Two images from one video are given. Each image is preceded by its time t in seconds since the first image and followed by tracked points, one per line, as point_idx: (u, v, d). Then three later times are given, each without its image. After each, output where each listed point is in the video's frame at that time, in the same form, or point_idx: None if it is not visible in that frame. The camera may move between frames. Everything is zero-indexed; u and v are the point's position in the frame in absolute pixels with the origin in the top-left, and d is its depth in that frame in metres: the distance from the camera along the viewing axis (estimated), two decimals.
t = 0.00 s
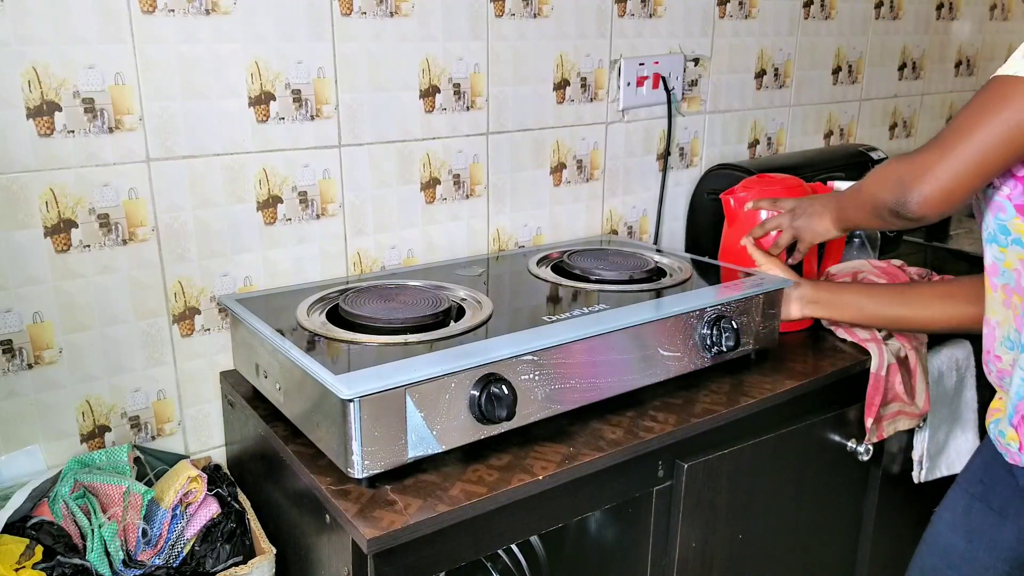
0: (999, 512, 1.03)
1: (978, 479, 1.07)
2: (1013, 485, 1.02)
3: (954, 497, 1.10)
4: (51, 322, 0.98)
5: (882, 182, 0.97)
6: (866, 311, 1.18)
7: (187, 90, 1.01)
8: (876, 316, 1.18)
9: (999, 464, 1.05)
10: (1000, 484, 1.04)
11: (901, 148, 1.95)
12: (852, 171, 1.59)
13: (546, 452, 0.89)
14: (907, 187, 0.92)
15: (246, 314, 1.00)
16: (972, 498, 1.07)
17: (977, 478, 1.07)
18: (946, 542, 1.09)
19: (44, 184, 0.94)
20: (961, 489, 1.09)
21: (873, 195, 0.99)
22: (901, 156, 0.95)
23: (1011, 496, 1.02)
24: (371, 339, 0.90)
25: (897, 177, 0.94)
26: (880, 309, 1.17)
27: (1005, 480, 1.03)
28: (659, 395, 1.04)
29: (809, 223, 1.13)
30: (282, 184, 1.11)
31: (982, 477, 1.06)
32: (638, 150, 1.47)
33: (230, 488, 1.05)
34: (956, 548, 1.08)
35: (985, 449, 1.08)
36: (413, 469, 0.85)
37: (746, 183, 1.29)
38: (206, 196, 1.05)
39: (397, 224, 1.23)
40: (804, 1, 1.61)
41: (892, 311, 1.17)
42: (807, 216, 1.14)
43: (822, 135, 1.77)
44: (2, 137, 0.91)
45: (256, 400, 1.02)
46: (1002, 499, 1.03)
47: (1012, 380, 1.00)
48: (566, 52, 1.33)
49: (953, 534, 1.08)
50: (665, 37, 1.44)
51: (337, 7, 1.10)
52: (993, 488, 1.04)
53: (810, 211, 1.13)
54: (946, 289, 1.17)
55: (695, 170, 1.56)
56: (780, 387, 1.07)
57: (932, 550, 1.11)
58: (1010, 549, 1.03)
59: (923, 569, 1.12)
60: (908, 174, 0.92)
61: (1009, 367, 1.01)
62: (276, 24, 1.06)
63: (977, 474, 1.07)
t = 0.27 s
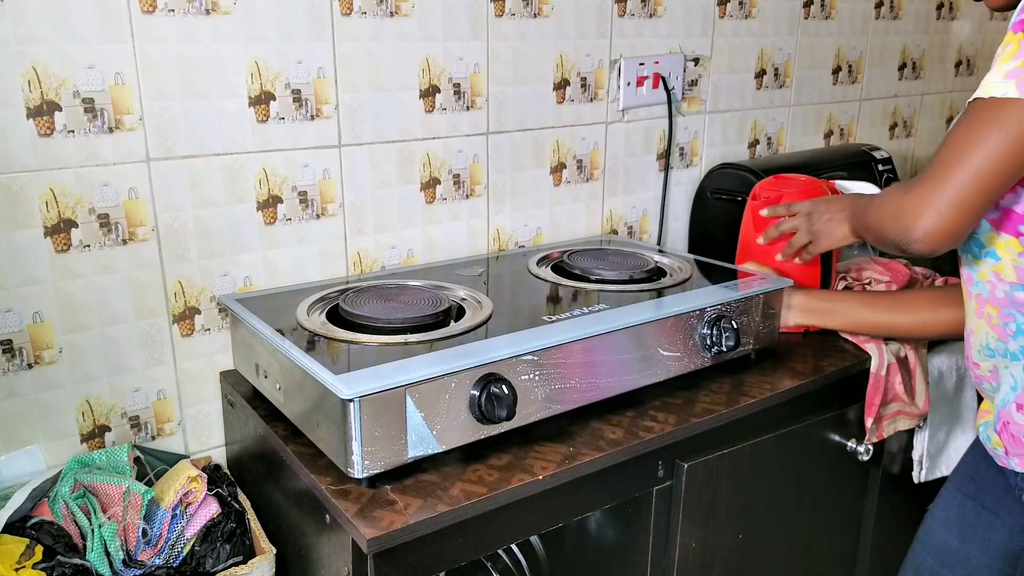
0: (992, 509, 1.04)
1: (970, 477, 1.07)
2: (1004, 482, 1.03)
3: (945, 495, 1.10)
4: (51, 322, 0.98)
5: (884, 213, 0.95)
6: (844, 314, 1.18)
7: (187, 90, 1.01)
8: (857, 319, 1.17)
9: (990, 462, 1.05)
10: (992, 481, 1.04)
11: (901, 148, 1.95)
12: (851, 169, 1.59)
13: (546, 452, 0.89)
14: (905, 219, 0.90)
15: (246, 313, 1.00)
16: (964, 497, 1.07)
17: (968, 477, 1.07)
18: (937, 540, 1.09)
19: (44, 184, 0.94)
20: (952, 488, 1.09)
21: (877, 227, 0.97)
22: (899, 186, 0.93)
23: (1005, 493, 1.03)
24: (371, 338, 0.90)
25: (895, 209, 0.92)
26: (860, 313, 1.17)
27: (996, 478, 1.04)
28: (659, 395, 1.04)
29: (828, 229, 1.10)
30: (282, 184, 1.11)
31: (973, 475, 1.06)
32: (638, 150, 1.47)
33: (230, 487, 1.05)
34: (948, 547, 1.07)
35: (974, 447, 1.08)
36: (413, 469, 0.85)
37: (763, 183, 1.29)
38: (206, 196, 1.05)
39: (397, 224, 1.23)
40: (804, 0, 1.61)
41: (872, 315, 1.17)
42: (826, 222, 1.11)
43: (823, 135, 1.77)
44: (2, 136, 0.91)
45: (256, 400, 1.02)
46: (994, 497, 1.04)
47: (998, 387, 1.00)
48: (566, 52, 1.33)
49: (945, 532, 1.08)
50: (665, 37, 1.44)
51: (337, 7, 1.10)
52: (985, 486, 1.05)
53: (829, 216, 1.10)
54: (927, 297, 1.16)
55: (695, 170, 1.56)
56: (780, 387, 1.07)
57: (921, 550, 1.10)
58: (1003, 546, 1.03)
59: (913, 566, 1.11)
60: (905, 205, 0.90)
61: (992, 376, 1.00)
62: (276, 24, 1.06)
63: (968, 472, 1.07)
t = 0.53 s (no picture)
0: (1004, 514, 1.04)
1: (984, 482, 1.07)
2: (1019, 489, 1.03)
3: (957, 500, 1.10)
4: (51, 322, 0.98)
5: (874, 206, 0.91)
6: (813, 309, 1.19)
7: (187, 90, 1.01)
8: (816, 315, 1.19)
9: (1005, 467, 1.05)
10: (1006, 486, 1.04)
11: (901, 148, 1.95)
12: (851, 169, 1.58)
13: (547, 451, 0.90)
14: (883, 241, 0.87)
15: (246, 313, 1.00)
16: (977, 502, 1.07)
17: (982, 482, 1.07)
18: (948, 544, 1.08)
19: (44, 184, 0.94)
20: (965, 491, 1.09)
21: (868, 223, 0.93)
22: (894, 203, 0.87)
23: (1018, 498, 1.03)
24: (371, 338, 0.90)
25: (882, 230, 0.87)
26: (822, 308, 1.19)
27: (1010, 485, 1.04)
28: (659, 395, 1.04)
29: (825, 208, 1.04)
30: (282, 184, 1.11)
31: (988, 480, 1.06)
32: (638, 150, 1.47)
33: (230, 487, 1.05)
34: (958, 551, 1.07)
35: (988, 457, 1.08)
36: (413, 469, 0.85)
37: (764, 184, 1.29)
38: (206, 195, 1.05)
39: (396, 224, 1.23)
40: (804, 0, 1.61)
41: (832, 309, 1.18)
42: (824, 201, 1.04)
43: (823, 135, 1.77)
44: (2, 136, 0.91)
45: (256, 400, 1.02)
46: (1007, 502, 1.04)
47: (1006, 401, 1.00)
48: (565, 52, 1.33)
49: (957, 536, 1.08)
50: (665, 37, 1.44)
51: (337, 7, 1.10)
52: (997, 491, 1.05)
53: (828, 194, 1.03)
54: (893, 285, 1.16)
55: (695, 170, 1.56)
56: (780, 387, 1.07)
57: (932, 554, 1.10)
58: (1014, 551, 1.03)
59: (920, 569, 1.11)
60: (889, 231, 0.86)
61: (999, 390, 1.01)
62: (276, 24, 1.06)
63: (982, 478, 1.07)
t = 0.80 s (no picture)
0: (1002, 515, 1.04)
1: (981, 484, 1.07)
2: (1015, 489, 1.02)
3: (956, 502, 1.10)
4: (51, 322, 0.98)
5: (909, 244, 0.88)
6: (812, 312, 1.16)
7: (187, 89, 1.01)
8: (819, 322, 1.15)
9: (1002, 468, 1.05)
10: (1002, 488, 1.04)
11: (901, 147, 1.95)
12: (851, 169, 1.58)
13: (547, 451, 0.89)
14: (967, 273, 0.86)
15: (246, 313, 1.00)
16: (975, 504, 1.07)
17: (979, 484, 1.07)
18: (948, 548, 1.09)
19: (44, 184, 0.94)
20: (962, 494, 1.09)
21: (902, 260, 0.90)
22: (959, 232, 0.85)
23: (1015, 500, 1.02)
24: (371, 338, 0.90)
25: (960, 267, 0.86)
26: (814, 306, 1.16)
27: (1005, 484, 1.04)
28: (659, 395, 1.04)
29: (826, 251, 0.95)
30: (282, 183, 1.11)
31: (984, 482, 1.06)
32: (638, 150, 1.47)
33: (230, 487, 1.05)
34: (958, 554, 1.07)
35: (984, 458, 1.08)
36: (412, 469, 0.85)
37: (765, 184, 1.30)
38: (206, 195, 1.05)
39: (396, 224, 1.23)
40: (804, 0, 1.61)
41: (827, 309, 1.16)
42: (822, 246, 0.95)
43: (823, 134, 1.77)
44: (2, 137, 0.91)
45: (256, 400, 1.02)
46: (1004, 503, 1.04)
47: (1006, 406, 1.00)
48: (565, 52, 1.33)
49: (956, 540, 1.08)
50: (665, 37, 1.44)
51: (337, 7, 1.10)
52: (994, 493, 1.05)
53: (828, 240, 0.95)
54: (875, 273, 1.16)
55: (695, 170, 1.56)
56: (780, 387, 1.07)
57: (933, 557, 1.10)
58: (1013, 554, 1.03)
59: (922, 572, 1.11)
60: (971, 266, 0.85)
61: (999, 396, 1.01)
62: (276, 24, 1.06)
63: (979, 480, 1.07)
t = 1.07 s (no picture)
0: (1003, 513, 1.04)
1: (983, 481, 1.07)
2: (1016, 485, 1.03)
3: (957, 500, 1.10)
4: (51, 322, 0.98)
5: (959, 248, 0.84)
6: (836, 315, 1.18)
7: (187, 89, 1.01)
8: (825, 313, 1.19)
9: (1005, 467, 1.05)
10: (1003, 485, 1.04)
11: (900, 147, 1.95)
12: (851, 169, 1.58)
13: (547, 451, 0.90)
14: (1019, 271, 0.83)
15: (246, 313, 1.00)
16: (977, 502, 1.07)
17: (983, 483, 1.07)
18: (949, 544, 1.09)
19: (44, 184, 0.94)
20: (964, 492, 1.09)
21: (951, 260, 0.86)
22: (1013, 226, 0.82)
23: (1016, 498, 1.03)
24: (371, 338, 0.90)
25: (1015, 262, 0.83)
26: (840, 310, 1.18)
27: (1008, 481, 1.04)
28: (659, 395, 1.04)
29: (867, 254, 0.89)
30: (282, 183, 1.11)
31: (987, 480, 1.06)
32: (638, 150, 1.47)
33: (230, 487, 1.05)
34: (960, 551, 1.07)
35: (987, 456, 1.08)
36: (412, 469, 0.85)
37: (765, 184, 1.30)
38: (206, 195, 1.05)
39: (397, 224, 1.23)
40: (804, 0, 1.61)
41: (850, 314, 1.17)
42: (862, 248, 0.89)
43: (823, 135, 1.77)
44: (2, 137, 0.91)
45: (256, 400, 1.02)
46: (1005, 500, 1.04)
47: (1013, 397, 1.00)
48: (565, 52, 1.33)
49: (958, 537, 1.08)
50: (666, 37, 1.44)
51: (337, 7, 1.09)
52: (995, 490, 1.05)
53: (867, 242, 0.89)
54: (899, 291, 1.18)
55: (695, 170, 1.56)
56: (780, 387, 1.07)
57: (936, 554, 1.10)
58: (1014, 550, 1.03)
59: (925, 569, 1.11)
60: None
61: (1010, 388, 1.00)
62: (276, 23, 1.05)
63: (982, 478, 1.07)
